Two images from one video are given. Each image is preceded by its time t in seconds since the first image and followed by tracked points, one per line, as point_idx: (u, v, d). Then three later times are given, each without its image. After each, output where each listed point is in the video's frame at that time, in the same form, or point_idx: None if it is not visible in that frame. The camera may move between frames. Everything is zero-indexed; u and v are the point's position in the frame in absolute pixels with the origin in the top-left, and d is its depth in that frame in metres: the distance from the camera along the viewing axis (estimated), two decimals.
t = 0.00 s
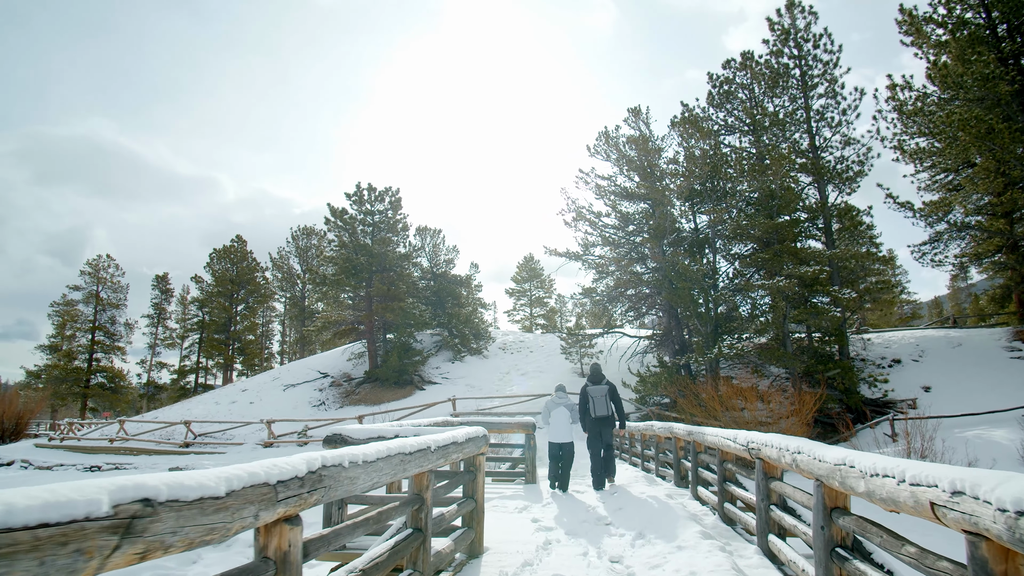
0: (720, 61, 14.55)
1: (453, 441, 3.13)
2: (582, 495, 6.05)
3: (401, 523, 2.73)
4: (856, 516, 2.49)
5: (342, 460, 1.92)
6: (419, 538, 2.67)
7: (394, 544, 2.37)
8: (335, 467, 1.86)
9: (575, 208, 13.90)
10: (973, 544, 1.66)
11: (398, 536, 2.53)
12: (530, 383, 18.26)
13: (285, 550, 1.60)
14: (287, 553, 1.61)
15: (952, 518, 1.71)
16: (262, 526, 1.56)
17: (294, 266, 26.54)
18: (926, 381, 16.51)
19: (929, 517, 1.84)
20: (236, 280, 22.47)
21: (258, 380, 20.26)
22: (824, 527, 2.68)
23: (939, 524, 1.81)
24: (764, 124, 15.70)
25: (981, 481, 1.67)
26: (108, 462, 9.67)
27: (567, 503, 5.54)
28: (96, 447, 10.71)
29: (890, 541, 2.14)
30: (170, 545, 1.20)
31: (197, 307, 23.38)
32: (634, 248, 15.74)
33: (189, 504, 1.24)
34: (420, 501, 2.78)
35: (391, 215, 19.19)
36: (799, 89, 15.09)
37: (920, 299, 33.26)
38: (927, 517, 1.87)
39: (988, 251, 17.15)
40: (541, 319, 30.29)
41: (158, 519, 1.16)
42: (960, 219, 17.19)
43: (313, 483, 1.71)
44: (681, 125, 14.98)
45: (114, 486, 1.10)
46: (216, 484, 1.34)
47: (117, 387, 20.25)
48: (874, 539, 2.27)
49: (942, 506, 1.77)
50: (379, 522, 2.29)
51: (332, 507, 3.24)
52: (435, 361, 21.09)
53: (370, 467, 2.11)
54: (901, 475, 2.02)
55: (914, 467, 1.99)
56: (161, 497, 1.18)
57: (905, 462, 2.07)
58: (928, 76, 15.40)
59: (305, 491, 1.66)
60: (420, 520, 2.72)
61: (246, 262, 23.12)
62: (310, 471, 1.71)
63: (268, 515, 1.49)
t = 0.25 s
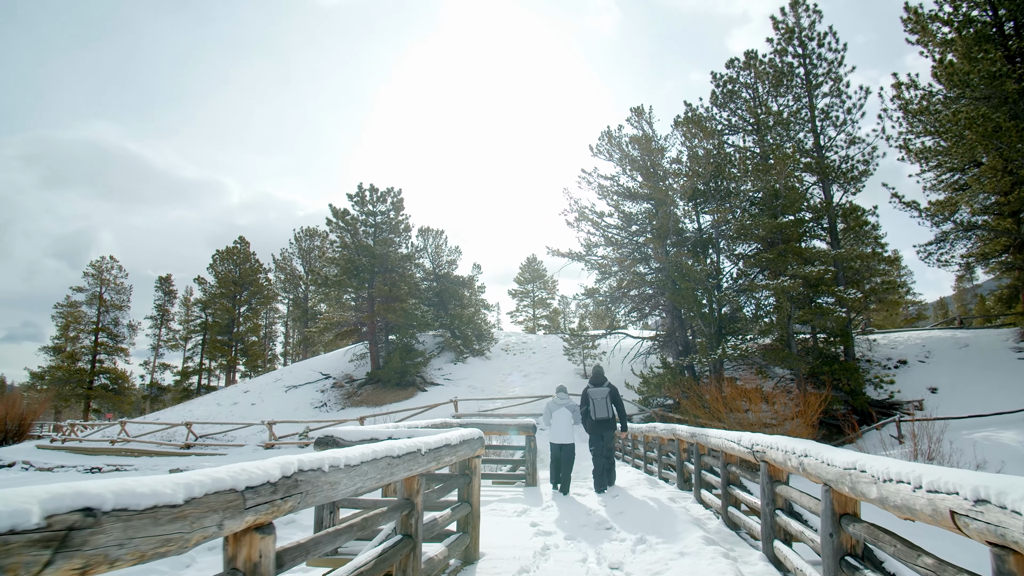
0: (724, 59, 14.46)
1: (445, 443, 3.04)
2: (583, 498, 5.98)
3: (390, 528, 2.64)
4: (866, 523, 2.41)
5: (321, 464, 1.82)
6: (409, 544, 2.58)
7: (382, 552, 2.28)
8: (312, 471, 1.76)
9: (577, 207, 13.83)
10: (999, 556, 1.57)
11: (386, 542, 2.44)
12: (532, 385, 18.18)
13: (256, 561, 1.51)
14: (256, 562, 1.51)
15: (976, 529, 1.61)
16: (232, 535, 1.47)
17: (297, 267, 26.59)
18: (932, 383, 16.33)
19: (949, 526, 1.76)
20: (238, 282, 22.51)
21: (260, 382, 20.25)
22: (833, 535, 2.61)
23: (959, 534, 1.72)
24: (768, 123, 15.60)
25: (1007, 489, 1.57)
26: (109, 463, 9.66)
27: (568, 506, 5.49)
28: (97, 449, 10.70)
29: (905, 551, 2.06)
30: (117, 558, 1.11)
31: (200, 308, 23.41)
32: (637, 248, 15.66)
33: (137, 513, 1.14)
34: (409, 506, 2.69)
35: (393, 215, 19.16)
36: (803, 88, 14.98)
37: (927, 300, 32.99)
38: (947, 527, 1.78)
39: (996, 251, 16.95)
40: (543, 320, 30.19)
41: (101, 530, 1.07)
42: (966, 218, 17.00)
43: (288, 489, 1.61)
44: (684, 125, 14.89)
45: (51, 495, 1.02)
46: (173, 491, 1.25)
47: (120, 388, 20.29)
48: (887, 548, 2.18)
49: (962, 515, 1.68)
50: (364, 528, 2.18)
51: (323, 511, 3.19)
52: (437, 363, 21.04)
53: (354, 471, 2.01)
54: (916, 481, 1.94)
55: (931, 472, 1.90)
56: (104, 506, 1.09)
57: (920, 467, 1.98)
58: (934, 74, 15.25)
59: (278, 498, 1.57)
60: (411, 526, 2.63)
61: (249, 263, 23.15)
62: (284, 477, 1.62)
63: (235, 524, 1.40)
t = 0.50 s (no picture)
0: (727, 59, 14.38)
1: (439, 447, 2.97)
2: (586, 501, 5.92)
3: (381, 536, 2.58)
4: (879, 533, 2.33)
5: (300, 470, 1.73)
6: (400, 553, 2.51)
7: (371, 562, 2.21)
8: (290, 478, 1.67)
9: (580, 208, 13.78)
10: None
11: (377, 550, 2.38)
12: (535, 387, 18.11)
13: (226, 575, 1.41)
14: None
15: (1002, 542, 1.52)
16: (199, 547, 1.37)
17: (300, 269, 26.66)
18: (939, 384, 16.16)
19: (970, 538, 1.67)
20: (242, 284, 22.57)
21: (263, 384, 20.25)
22: (844, 544, 2.53)
23: (984, 547, 1.63)
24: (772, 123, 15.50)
25: None
26: (111, 466, 9.66)
27: (570, 510, 5.43)
28: (100, 452, 10.70)
29: (919, 563, 1.98)
30: None
31: (204, 311, 23.48)
32: (640, 249, 15.58)
33: (78, 528, 1.02)
34: (400, 513, 2.62)
35: (396, 217, 19.16)
36: (807, 87, 14.88)
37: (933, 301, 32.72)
38: (968, 538, 1.69)
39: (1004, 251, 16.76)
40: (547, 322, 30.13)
41: (38, 545, 0.96)
42: (973, 218, 16.84)
43: (262, 497, 1.51)
44: (688, 125, 14.82)
45: None
46: (125, 501, 1.14)
47: (124, 390, 20.35)
48: (902, 560, 2.09)
49: (986, 526, 1.59)
50: (350, 538, 2.11)
51: (315, 517, 3.16)
52: (440, 365, 21.02)
53: (336, 478, 1.92)
54: (936, 489, 1.86)
55: (950, 480, 1.82)
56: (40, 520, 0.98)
57: (938, 475, 1.90)
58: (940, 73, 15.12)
59: (252, 507, 1.47)
60: (401, 534, 2.56)
61: (252, 266, 23.21)
62: (258, 484, 1.52)
63: (201, 536, 1.29)
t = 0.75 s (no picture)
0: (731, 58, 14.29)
1: (432, 450, 2.91)
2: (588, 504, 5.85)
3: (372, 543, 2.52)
4: (893, 541, 2.25)
5: (277, 476, 1.67)
6: (391, 559, 2.45)
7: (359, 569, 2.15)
8: (267, 484, 1.61)
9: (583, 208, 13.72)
10: None
11: (366, 558, 2.31)
12: (538, 388, 18.04)
13: None
14: None
15: None
16: (164, 559, 1.33)
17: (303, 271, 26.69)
18: (946, 385, 15.99)
19: (997, 550, 1.60)
20: (245, 285, 22.61)
21: (265, 386, 20.25)
22: (855, 552, 2.46)
23: (1012, 559, 1.55)
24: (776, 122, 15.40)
25: None
26: (112, 468, 9.66)
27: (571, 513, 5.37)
28: (102, 453, 10.70)
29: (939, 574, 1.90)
30: None
31: (207, 312, 23.53)
32: (643, 249, 15.52)
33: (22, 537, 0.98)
34: (391, 518, 2.55)
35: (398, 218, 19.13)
36: (812, 86, 14.77)
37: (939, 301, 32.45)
38: (995, 551, 1.61)
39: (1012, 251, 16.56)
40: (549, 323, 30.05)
41: None
42: (980, 218, 16.67)
43: (233, 505, 1.46)
44: (691, 124, 14.74)
45: None
46: (72, 512, 1.09)
47: (127, 392, 20.39)
48: (917, 571, 2.01)
49: (1016, 538, 1.51)
50: (337, 544, 2.06)
51: (308, 522, 3.11)
52: (442, 366, 20.97)
53: (319, 483, 1.86)
54: (957, 497, 1.78)
55: (973, 487, 1.75)
56: None
57: (959, 481, 1.83)
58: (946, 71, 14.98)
59: (222, 515, 1.42)
60: (392, 540, 2.50)
61: (255, 267, 23.24)
62: (230, 491, 1.47)
63: (163, 547, 1.24)
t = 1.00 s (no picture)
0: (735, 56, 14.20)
1: (426, 452, 2.85)
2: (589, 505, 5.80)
3: (362, 548, 2.46)
4: (910, 550, 2.17)
5: (253, 480, 1.62)
6: (381, 566, 2.39)
7: None
8: (241, 488, 1.56)
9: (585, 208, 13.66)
10: None
11: (355, 564, 2.25)
12: (540, 390, 17.97)
13: None
14: None
15: None
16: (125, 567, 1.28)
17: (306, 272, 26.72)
18: (953, 387, 15.82)
19: None
20: (247, 286, 22.64)
21: (267, 387, 20.26)
22: (869, 560, 2.39)
23: None
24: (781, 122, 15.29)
25: None
26: (113, 469, 9.64)
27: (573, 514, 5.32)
28: (103, 454, 10.70)
29: None
30: None
31: (210, 313, 23.57)
32: (646, 250, 15.45)
33: None
34: (381, 523, 2.49)
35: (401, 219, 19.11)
36: (816, 85, 14.67)
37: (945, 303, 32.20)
38: None
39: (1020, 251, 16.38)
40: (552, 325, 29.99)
41: None
42: (987, 218, 16.49)
43: (201, 510, 1.41)
44: (694, 124, 14.65)
45: None
46: (17, 520, 1.04)
47: (130, 394, 20.42)
48: None
49: None
50: (321, 550, 2.01)
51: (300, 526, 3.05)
52: (444, 367, 20.93)
53: (300, 486, 1.81)
54: (984, 504, 1.70)
55: (1002, 494, 1.67)
56: None
57: (986, 488, 1.75)
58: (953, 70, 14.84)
59: (189, 521, 1.37)
60: (382, 546, 2.44)
61: (258, 268, 23.27)
62: (199, 497, 1.42)
63: (120, 557, 1.19)
